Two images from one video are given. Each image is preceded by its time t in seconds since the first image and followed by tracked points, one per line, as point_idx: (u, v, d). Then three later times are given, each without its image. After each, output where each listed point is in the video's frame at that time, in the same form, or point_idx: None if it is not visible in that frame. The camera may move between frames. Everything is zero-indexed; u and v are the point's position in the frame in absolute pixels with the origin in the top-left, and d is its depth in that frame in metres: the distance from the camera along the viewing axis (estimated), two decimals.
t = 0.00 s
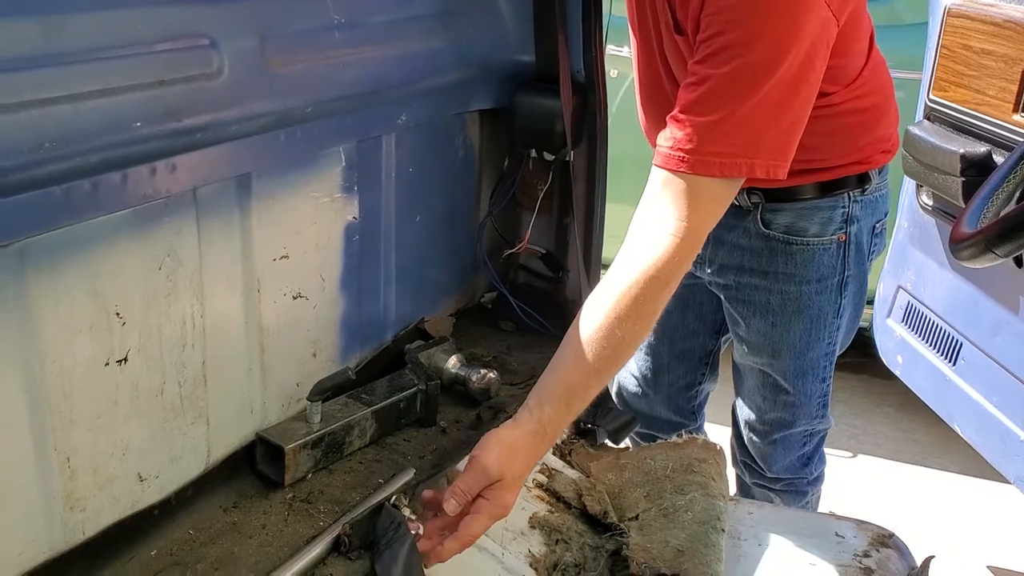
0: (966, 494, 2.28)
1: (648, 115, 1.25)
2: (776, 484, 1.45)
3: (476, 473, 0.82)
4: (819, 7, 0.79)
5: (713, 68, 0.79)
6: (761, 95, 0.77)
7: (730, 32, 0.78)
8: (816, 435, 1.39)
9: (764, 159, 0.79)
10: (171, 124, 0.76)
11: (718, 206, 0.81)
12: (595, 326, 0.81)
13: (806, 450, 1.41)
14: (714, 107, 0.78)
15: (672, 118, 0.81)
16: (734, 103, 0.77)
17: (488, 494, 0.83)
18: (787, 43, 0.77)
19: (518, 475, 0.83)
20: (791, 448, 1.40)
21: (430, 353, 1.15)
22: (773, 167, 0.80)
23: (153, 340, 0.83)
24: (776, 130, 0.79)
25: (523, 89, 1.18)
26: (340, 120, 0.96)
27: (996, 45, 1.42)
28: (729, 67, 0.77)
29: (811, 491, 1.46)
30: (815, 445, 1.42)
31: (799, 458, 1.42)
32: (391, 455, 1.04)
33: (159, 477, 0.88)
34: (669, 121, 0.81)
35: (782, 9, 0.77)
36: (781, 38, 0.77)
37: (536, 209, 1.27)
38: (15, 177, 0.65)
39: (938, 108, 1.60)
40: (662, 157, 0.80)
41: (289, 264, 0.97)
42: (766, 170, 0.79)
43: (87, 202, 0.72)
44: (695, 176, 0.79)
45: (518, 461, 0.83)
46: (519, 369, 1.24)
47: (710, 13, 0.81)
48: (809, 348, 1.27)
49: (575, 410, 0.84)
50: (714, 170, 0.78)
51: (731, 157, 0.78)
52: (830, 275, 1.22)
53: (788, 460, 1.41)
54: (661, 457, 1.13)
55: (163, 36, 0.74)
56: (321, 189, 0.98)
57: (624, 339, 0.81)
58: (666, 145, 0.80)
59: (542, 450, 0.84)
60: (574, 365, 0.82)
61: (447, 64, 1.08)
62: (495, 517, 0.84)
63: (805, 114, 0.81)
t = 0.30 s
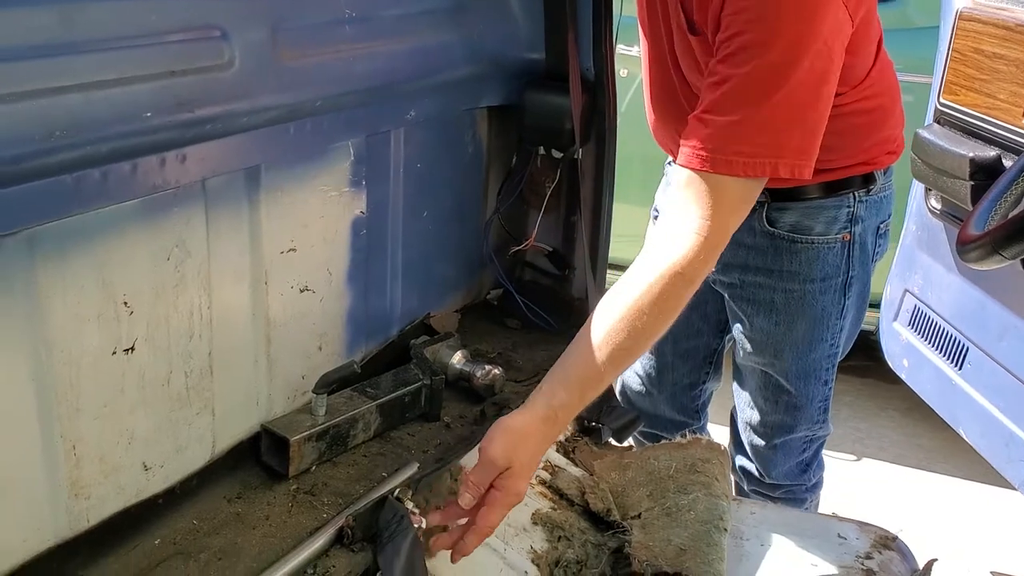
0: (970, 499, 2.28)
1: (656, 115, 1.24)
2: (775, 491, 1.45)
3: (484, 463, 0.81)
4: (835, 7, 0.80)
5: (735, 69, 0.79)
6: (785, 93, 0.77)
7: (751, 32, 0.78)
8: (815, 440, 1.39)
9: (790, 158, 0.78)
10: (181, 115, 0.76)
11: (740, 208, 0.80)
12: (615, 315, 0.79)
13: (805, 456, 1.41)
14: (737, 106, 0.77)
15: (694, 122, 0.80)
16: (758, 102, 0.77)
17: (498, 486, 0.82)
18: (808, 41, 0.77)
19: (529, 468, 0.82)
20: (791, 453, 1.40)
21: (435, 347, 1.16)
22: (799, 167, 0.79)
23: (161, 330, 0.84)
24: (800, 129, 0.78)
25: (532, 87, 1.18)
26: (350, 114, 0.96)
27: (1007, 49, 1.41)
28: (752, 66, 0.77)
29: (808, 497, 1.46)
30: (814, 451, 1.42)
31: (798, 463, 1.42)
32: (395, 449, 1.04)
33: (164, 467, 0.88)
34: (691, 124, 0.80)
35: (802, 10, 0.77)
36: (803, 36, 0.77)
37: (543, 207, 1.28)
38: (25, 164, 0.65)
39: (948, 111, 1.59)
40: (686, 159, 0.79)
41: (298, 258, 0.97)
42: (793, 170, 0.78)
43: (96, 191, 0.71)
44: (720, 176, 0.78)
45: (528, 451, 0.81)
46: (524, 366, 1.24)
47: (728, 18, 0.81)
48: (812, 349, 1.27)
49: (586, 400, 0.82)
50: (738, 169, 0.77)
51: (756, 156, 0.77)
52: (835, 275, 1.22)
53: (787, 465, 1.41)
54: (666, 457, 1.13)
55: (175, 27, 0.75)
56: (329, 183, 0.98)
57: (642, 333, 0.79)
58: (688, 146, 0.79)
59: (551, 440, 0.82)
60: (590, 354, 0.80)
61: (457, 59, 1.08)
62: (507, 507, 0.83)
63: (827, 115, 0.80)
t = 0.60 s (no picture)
0: (978, 506, 2.26)
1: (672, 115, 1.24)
2: (781, 489, 1.45)
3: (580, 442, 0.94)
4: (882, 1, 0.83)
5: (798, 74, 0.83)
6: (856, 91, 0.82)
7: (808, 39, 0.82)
8: (822, 440, 1.39)
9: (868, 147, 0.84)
10: (197, 107, 0.77)
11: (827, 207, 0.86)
12: (724, 301, 0.87)
13: (812, 455, 1.41)
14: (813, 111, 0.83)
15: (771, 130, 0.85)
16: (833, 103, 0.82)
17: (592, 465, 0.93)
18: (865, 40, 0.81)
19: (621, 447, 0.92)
20: (799, 451, 1.39)
21: (443, 344, 1.16)
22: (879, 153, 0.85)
23: (173, 320, 0.84)
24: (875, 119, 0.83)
25: (546, 85, 1.20)
26: (363, 109, 0.97)
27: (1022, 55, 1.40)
28: (817, 72, 0.82)
29: (813, 495, 1.46)
30: (821, 450, 1.42)
31: (805, 463, 1.42)
32: (402, 443, 1.04)
33: (173, 456, 0.89)
34: (771, 133, 0.85)
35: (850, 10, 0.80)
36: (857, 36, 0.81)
37: (555, 205, 1.29)
38: (43, 153, 0.66)
39: (963, 116, 1.59)
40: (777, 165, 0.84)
41: (309, 251, 0.98)
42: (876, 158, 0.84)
43: (112, 179, 0.73)
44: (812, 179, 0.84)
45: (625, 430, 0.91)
46: (532, 364, 1.24)
47: (779, 23, 0.84)
48: (823, 347, 1.27)
49: (693, 378, 0.89)
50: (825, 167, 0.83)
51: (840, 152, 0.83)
52: (847, 275, 1.22)
53: (793, 463, 1.40)
54: (672, 458, 1.13)
55: (193, 19, 0.75)
56: (342, 177, 0.98)
57: (749, 317, 0.87)
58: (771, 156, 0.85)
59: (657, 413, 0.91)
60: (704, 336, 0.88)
61: (471, 57, 1.08)
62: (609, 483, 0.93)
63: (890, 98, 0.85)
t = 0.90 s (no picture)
0: (995, 511, 2.24)
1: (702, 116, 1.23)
2: (800, 490, 1.44)
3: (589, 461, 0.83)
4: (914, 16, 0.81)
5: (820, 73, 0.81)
6: (876, 96, 0.79)
7: (837, 38, 0.80)
8: (843, 441, 1.39)
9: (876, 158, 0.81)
10: (217, 98, 0.77)
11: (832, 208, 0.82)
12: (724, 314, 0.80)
13: (832, 456, 1.41)
14: (830, 111, 0.80)
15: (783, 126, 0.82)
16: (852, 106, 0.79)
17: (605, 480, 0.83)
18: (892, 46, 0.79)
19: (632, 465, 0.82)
20: (819, 451, 1.38)
21: (458, 338, 1.17)
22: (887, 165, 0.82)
23: (191, 310, 0.85)
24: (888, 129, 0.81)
25: (563, 81, 1.20)
26: (382, 103, 0.97)
27: None
28: (840, 73, 0.79)
29: (830, 496, 1.46)
30: (841, 451, 1.41)
31: (824, 464, 1.41)
32: (416, 437, 1.05)
33: (189, 445, 0.90)
34: (781, 129, 0.82)
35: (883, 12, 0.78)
36: (887, 40, 0.78)
37: (571, 201, 1.29)
38: (62, 142, 0.67)
39: (985, 118, 1.57)
40: (782, 161, 0.81)
41: (326, 244, 0.98)
42: (883, 169, 0.81)
43: (132, 168, 0.74)
44: (816, 181, 0.81)
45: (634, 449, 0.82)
46: (545, 360, 1.24)
47: (812, 21, 0.82)
48: (848, 347, 1.26)
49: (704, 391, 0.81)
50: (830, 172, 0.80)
51: (848, 156, 0.80)
52: (875, 274, 1.21)
53: (812, 464, 1.40)
54: (686, 456, 1.13)
55: (214, 11, 0.76)
56: (360, 171, 0.99)
57: (750, 324, 0.80)
58: (780, 152, 0.82)
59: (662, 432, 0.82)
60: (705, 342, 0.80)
61: (491, 52, 1.08)
62: (613, 505, 0.83)
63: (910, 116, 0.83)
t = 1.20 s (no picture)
0: (1007, 514, 2.23)
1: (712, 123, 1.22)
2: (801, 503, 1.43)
3: (492, 484, 0.82)
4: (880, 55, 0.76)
5: (771, 87, 0.75)
6: (825, 118, 0.74)
7: (796, 53, 0.75)
8: (847, 456, 1.37)
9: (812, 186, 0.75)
10: (233, 92, 0.78)
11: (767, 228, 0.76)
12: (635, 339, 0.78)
13: (836, 472, 1.39)
14: (774, 125, 0.74)
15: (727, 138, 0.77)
16: (799, 125, 0.74)
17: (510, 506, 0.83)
18: (849, 68, 0.73)
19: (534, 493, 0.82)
20: (823, 467, 1.37)
21: (470, 335, 1.16)
22: (820, 195, 0.75)
23: (206, 303, 0.85)
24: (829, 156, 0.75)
25: (579, 78, 1.21)
26: (396, 99, 0.98)
27: None
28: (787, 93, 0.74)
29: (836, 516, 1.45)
30: (846, 467, 1.39)
31: (828, 479, 1.40)
32: (427, 433, 1.05)
33: (202, 437, 0.90)
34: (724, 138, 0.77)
35: (845, 33, 0.74)
36: (846, 64, 0.74)
37: (585, 198, 1.28)
38: (80, 135, 0.67)
39: (1002, 119, 1.55)
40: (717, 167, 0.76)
41: (340, 239, 0.98)
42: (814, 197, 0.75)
43: (147, 162, 0.74)
44: (751, 193, 0.75)
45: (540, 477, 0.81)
46: (558, 357, 1.24)
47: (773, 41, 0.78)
48: (855, 353, 1.24)
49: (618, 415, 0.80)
50: (762, 189, 0.74)
51: (785, 176, 0.74)
52: (884, 280, 1.19)
53: (819, 480, 1.38)
54: (697, 454, 1.12)
55: (231, 6, 0.76)
56: (375, 167, 0.99)
57: (668, 345, 0.77)
58: (721, 159, 0.76)
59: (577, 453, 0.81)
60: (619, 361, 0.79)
61: (506, 49, 1.08)
62: (512, 531, 0.83)
63: (856, 152, 0.77)
